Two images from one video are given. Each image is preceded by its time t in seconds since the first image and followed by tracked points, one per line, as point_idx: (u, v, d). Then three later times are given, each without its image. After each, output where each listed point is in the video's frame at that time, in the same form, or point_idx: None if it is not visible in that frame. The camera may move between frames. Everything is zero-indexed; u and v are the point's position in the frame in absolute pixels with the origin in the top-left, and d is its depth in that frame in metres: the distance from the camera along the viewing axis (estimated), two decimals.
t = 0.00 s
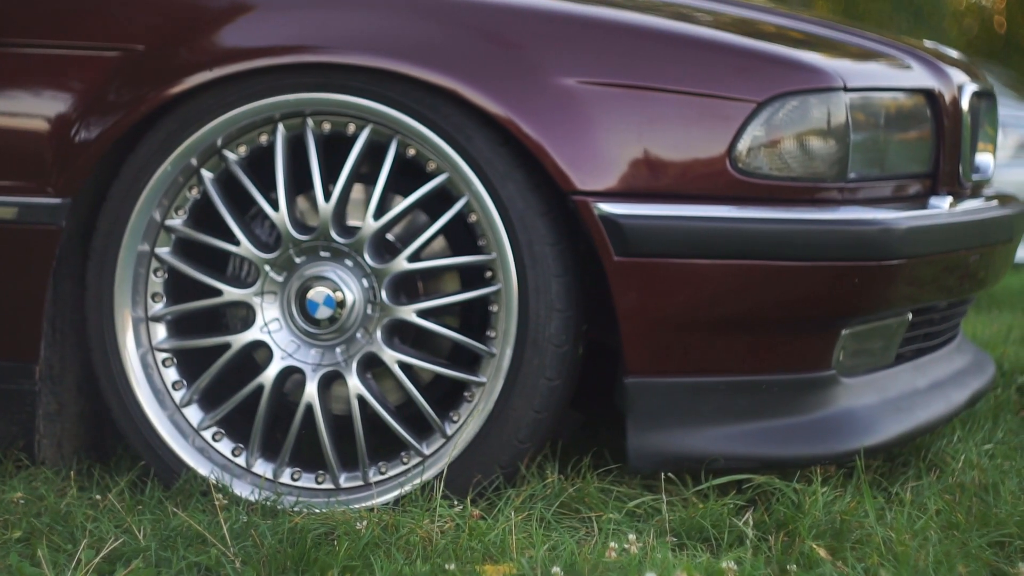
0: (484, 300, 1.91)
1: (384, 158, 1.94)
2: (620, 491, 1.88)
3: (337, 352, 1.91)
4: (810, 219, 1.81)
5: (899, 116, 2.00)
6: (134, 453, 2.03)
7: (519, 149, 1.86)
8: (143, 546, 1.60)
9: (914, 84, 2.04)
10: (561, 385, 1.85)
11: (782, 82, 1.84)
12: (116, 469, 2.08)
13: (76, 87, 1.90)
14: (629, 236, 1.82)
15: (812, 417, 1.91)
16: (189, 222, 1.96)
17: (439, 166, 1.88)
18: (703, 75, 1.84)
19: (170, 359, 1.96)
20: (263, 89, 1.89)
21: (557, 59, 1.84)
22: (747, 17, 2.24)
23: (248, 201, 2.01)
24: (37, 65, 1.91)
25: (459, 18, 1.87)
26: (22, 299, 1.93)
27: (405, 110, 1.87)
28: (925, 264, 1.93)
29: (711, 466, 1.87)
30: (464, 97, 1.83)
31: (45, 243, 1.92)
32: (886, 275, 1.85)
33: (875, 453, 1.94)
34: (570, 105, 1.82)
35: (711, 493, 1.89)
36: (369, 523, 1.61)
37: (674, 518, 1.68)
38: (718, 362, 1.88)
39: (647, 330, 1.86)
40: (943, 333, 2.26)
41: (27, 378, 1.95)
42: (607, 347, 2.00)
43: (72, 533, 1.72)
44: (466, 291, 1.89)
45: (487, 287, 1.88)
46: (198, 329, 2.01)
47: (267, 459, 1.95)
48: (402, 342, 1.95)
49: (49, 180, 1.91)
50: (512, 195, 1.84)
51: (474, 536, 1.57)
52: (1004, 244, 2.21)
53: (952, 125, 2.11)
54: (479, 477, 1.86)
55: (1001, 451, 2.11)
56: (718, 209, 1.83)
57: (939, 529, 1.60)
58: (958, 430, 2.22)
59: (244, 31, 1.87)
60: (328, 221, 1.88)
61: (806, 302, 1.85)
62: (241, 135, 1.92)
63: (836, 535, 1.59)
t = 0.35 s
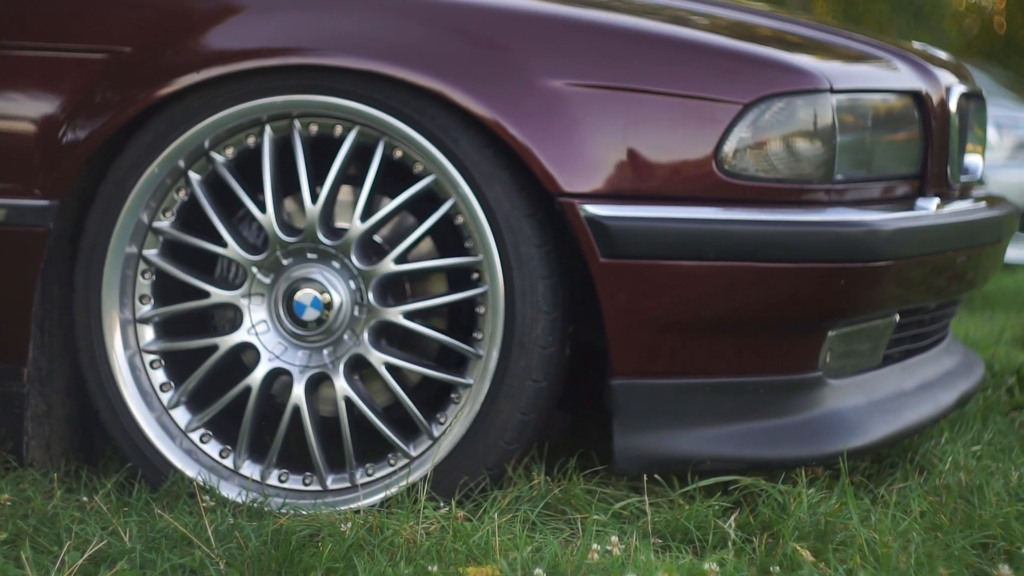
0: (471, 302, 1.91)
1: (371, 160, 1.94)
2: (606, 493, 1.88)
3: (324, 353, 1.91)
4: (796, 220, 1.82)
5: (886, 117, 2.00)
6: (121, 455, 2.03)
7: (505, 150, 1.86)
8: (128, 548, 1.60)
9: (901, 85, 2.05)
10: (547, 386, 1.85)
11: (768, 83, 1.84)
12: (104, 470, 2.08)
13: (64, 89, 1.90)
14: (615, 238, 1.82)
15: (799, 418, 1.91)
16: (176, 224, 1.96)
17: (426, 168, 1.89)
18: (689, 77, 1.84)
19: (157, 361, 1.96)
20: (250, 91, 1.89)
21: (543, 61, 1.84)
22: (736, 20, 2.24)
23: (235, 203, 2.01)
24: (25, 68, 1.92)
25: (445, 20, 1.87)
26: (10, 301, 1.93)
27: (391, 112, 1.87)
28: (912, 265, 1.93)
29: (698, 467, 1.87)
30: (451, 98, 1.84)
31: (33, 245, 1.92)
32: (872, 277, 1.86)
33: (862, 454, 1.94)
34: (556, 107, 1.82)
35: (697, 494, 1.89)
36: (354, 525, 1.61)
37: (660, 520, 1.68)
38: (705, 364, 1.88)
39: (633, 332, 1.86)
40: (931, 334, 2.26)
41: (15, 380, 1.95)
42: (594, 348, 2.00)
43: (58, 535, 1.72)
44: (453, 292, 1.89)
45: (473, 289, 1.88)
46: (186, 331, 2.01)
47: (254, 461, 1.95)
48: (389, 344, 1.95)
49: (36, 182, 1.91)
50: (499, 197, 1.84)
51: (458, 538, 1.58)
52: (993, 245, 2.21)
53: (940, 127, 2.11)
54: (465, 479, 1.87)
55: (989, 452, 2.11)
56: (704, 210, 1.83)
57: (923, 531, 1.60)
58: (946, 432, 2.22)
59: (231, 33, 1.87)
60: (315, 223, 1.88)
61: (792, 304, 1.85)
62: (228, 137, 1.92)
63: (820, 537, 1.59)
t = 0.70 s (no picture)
0: (455, 305, 1.92)
1: (355, 163, 1.95)
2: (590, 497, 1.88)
3: (309, 357, 1.91)
4: (779, 224, 1.82)
5: (871, 121, 2.01)
6: (107, 458, 2.03)
7: (490, 154, 1.86)
8: (110, 552, 1.60)
9: (887, 89, 2.05)
10: (531, 390, 1.85)
11: (752, 87, 1.85)
12: (90, 474, 2.09)
13: (49, 92, 1.90)
14: (598, 242, 1.82)
15: (783, 422, 1.92)
16: (162, 227, 1.96)
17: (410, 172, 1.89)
18: (673, 81, 1.84)
19: (142, 364, 1.96)
20: (235, 94, 1.89)
21: (527, 66, 1.84)
22: (722, 23, 2.25)
23: (221, 206, 2.01)
24: (11, 71, 1.92)
25: (430, 24, 1.87)
26: None
27: (376, 116, 1.87)
28: (896, 269, 1.93)
29: (681, 471, 1.87)
30: (435, 102, 1.84)
31: (19, 248, 1.92)
32: (855, 280, 1.86)
33: (846, 458, 1.94)
34: (540, 111, 1.83)
35: (681, 498, 1.89)
36: (335, 529, 1.61)
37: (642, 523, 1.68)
38: (688, 368, 1.89)
39: (617, 335, 1.86)
40: (917, 338, 2.26)
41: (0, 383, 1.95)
42: (579, 352, 2.01)
43: (41, 538, 1.72)
44: (438, 296, 1.89)
45: (458, 293, 1.89)
46: (172, 334, 2.01)
47: (239, 464, 1.95)
48: (374, 347, 1.95)
49: (22, 186, 1.91)
50: (483, 201, 1.84)
51: (438, 542, 1.58)
52: (979, 249, 2.21)
53: (926, 131, 2.12)
54: (449, 482, 1.87)
55: (974, 456, 2.11)
56: (687, 214, 1.83)
57: (904, 535, 1.61)
58: (932, 435, 2.22)
59: (216, 37, 1.87)
60: (300, 227, 1.89)
61: (775, 308, 1.85)
62: (213, 141, 1.92)
63: (800, 542, 1.59)
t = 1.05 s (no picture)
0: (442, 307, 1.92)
1: (342, 165, 1.95)
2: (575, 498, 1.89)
3: (295, 359, 1.92)
4: (764, 226, 1.82)
5: (857, 124, 2.01)
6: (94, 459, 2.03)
7: (476, 157, 1.86)
8: (95, 553, 1.61)
9: (873, 92, 2.05)
10: (517, 392, 1.85)
11: (737, 90, 1.85)
12: (78, 475, 2.09)
13: (37, 95, 1.91)
14: (584, 244, 1.82)
15: (769, 424, 1.92)
16: (149, 229, 1.97)
17: (396, 174, 1.89)
18: (658, 84, 1.84)
19: (130, 366, 1.96)
20: (222, 97, 1.89)
21: (512, 68, 1.85)
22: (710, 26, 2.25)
23: (208, 209, 2.01)
24: None
25: (416, 27, 1.88)
26: None
27: (362, 119, 1.88)
28: (883, 271, 1.93)
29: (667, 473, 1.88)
30: (420, 105, 1.84)
31: (6, 250, 1.92)
32: (841, 282, 1.86)
33: (832, 459, 1.95)
34: (525, 114, 1.83)
35: (667, 499, 1.89)
36: (319, 531, 1.62)
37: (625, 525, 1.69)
38: (674, 369, 1.89)
39: (604, 337, 1.87)
40: (904, 340, 2.27)
41: None
42: (566, 354, 2.01)
43: (27, 540, 1.73)
44: (424, 298, 1.90)
45: (444, 295, 1.89)
46: (159, 336, 2.01)
47: (226, 465, 1.95)
48: (361, 349, 1.96)
49: (9, 188, 1.92)
50: (468, 203, 1.84)
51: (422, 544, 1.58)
52: (966, 251, 2.22)
53: (912, 133, 2.12)
54: (435, 484, 1.87)
55: (961, 457, 2.11)
56: (673, 216, 1.83)
57: (886, 536, 1.61)
58: (920, 437, 2.23)
59: (203, 40, 1.88)
60: (286, 229, 1.89)
61: (761, 310, 1.85)
62: (200, 143, 1.93)
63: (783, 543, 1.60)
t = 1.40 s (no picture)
0: (426, 310, 1.93)
1: (326, 169, 1.96)
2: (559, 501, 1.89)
3: (280, 362, 1.92)
4: (746, 230, 1.83)
5: (841, 126, 2.02)
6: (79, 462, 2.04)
7: (459, 160, 1.87)
8: (78, 556, 1.61)
9: (857, 95, 2.06)
10: (500, 395, 1.86)
11: (720, 93, 1.85)
12: (63, 478, 2.09)
13: (22, 98, 1.91)
14: (567, 247, 1.83)
15: (752, 426, 1.93)
16: (134, 233, 1.97)
17: (380, 178, 1.90)
18: (641, 87, 1.85)
19: (115, 369, 1.97)
20: (207, 101, 1.90)
21: (496, 72, 1.85)
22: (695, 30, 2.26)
23: (193, 212, 2.02)
24: None
25: (400, 30, 1.88)
26: None
27: (346, 122, 1.88)
28: (866, 274, 1.94)
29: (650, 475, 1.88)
30: (404, 108, 1.85)
31: None
32: (823, 285, 1.87)
33: (815, 462, 1.95)
34: (508, 117, 1.83)
35: (650, 502, 1.90)
36: (300, 534, 1.62)
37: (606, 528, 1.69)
38: (658, 372, 1.90)
39: (587, 340, 1.87)
40: (889, 342, 2.27)
41: None
42: (550, 357, 2.02)
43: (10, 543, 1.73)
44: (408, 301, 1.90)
45: (428, 298, 1.90)
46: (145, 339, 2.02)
47: (211, 468, 1.96)
48: (346, 352, 1.96)
49: None
50: (452, 206, 1.85)
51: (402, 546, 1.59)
52: (951, 253, 2.22)
53: (897, 136, 2.13)
54: (418, 486, 1.88)
55: (945, 460, 2.12)
56: (655, 219, 1.84)
57: (866, 539, 1.62)
58: (905, 439, 2.23)
59: (187, 43, 1.88)
60: (271, 232, 1.90)
61: (743, 312, 1.86)
62: (184, 147, 1.93)
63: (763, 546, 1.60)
